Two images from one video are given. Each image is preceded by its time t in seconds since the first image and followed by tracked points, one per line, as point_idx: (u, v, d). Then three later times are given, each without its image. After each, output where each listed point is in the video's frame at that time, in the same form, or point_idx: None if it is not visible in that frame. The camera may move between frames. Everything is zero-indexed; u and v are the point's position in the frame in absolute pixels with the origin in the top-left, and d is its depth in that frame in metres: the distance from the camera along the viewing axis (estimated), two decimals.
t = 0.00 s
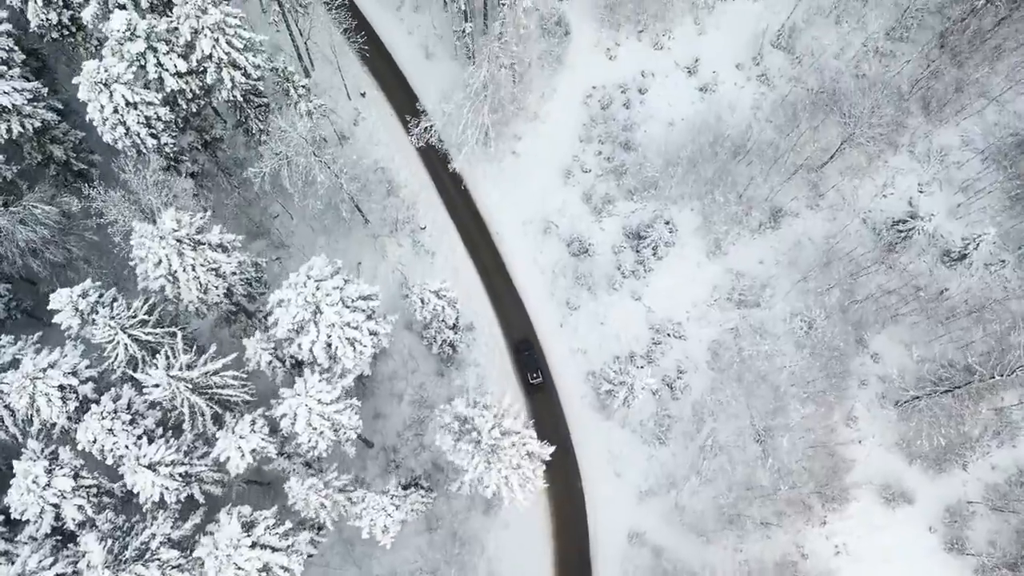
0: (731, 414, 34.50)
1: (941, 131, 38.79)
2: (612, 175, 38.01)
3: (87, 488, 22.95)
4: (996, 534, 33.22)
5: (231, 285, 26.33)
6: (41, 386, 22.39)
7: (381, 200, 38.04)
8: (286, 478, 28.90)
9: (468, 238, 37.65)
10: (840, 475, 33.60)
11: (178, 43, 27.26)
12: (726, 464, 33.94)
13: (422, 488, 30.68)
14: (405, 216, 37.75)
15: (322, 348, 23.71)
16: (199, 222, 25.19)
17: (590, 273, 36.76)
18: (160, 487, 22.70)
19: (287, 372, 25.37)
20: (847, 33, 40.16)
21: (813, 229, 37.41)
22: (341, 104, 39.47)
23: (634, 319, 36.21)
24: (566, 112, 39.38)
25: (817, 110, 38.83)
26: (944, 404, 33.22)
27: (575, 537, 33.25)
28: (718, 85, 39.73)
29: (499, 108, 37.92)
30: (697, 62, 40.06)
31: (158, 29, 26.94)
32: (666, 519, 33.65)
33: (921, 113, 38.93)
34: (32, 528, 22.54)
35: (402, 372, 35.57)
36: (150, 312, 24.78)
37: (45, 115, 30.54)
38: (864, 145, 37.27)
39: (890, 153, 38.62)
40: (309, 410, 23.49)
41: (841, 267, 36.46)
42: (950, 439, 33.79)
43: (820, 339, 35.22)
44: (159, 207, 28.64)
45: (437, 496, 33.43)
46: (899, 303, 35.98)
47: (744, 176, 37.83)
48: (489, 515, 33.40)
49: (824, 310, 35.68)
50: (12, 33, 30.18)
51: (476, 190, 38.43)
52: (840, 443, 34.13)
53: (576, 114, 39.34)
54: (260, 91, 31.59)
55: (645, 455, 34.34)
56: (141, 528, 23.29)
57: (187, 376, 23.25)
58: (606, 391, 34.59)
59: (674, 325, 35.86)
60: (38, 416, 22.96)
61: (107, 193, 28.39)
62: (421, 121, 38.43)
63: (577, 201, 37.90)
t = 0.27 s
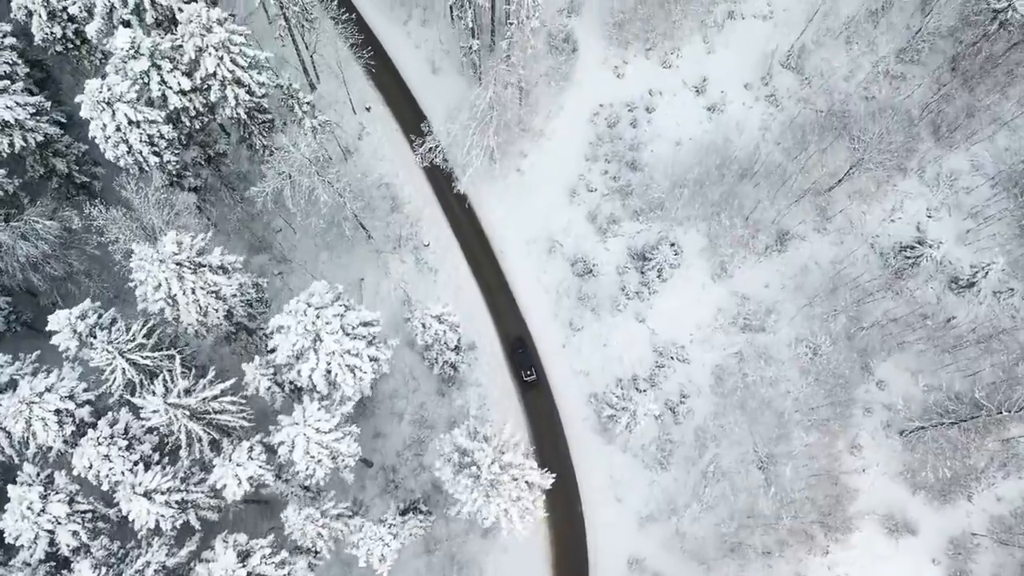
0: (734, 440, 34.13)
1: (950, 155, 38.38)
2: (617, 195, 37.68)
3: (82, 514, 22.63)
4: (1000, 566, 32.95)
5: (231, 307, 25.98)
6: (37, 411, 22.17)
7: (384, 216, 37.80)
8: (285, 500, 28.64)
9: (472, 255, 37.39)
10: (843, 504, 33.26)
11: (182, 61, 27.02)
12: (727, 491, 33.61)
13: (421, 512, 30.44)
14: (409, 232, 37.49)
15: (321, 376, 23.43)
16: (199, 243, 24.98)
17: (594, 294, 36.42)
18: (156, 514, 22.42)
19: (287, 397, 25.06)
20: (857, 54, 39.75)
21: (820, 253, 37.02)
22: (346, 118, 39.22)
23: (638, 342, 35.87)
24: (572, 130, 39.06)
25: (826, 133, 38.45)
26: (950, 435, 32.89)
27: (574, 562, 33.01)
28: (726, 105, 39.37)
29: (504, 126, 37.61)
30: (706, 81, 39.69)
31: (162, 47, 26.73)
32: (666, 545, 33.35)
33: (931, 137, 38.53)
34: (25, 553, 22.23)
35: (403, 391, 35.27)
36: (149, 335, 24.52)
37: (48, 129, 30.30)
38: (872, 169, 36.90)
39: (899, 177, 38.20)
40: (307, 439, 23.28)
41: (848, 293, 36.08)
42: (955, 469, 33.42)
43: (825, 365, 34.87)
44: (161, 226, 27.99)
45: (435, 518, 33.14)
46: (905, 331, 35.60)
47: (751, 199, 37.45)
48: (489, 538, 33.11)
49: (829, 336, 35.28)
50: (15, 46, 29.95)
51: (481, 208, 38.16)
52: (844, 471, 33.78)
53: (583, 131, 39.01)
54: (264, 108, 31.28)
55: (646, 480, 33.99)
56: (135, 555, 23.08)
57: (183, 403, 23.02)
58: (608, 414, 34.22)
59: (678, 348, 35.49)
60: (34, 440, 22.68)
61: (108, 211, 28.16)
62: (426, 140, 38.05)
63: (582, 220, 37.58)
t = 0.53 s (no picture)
0: (736, 467, 33.76)
1: (961, 181, 37.96)
2: (623, 215, 37.36)
3: (76, 540, 22.36)
4: None
5: (231, 329, 25.70)
6: (33, 436, 22.10)
7: (388, 232, 37.56)
8: (282, 523, 28.35)
9: (475, 272, 37.12)
10: (845, 534, 32.90)
11: (186, 79, 26.85)
12: (729, 518, 33.24)
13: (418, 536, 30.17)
14: (412, 249, 37.23)
15: (319, 404, 23.18)
16: (200, 265, 25.10)
17: (597, 315, 36.09)
18: (151, 542, 22.09)
19: (285, 423, 24.75)
20: (868, 77, 39.36)
21: (827, 278, 36.61)
22: (351, 132, 38.98)
23: (641, 365, 35.52)
24: (579, 148, 38.75)
25: (835, 156, 38.06)
26: (955, 467, 32.48)
27: None
28: (735, 125, 39.01)
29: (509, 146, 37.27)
30: (714, 101, 39.32)
31: (166, 65, 26.56)
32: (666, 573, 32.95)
33: (941, 161, 38.13)
34: None
35: (403, 410, 34.97)
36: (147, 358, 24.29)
37: (51, 142, 30.10)
38: (881, 194, 36.50)
39: (909, 202, 37.69)
40: (304, 468, 23.07)
41: (854, 319, 35.67)
42: (960, 502, 33.00)
43: (829, 393, 34.49)
44: (161, 249, 27.54)
45: (433, 541, 32.83)
46: (911, 359, 35.18)
47: (758, 222, 37.11)
48: (487, 562, 32.77)
49: (835, 363, 34.90)
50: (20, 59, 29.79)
51: (485, 225, 37.86)
52: (847, 500, 33.38)
53: (590, 150, 38.69)
54: (269, 124, 31.05)
55: (647, 506, 33.62)
56: None
57: (181, 429, 22.81)
58: (609, 438, 33.85)
59: (681, 372, 35.13)
60: (29, 465, 22.47)
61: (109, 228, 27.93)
62: (430, 160, 37.47)
63: (587, 240, 37.25)
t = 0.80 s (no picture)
0: (737, 494, 33.44)
1: (970, 207, 37.53)
2: (628, 236, 37.03)
3: (70, 566, 22.11)
4: None
5: (230, 351, 25.47)
6: (26, 461, 21.73)
7: (391, 248, 37.27)
8: (279, 546, 28.05)
9: (477, 291, 36.82)
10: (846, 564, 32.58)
11: (189, 97, 26.65)
12: (729, 546, 32.92)
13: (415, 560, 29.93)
14: (415, 265, 36.96)
15: (317, 432, 22.92)
16: (200, 287, 24.86)
17: (600, 337, 35.75)
18: (144, 570, 21.82)
19: (282, 449, 24.47)
20: (879, 100, 39.00)
21: (833, 303, 36.24)
22: (355, 146, 38.73)
23: (643, 389, 35.18)
24: (585, 167, 38.44)
25: (843, 180, 37.66)
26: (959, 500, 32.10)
27: None
28: (742, 147, 38.66)
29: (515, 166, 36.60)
30: (723, 121, 38.97)
31: (169, 83, 26.42)
32: None
33: (950, 187, 37.71)
34: None
35: (402, 429, 34.71)
36: (145, 382, 24.08)
37: (54, 156, 29.91)
38: (889, 220, 36.08)
39: (917, 228, 37.27)
40: (300, 498, 22.79)
41: (860, 347, 35.23)
42: (964, 535, 32.62)
43: (833, 421, 34.11)
44: (162, 267, 26.59)
45: (430, 563, 32.55)
46: (917, 388, 34.73)
47: (765, 245, 36.71)
48: None
49: (839, 390, 34.51)
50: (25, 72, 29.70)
51: (488, 243, 37.57)
52: (849, 530, 33.05)
53: (596, 169, 38.36)
54: (273, 141, 30.80)
55: (646, 533, 33.29)
56: None
57: (177, 456, 22.68)
58: (610, 463, 33.51)
59: (684, 397, 34.76)
60: (24, 489, 22.26)
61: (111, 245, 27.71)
62: (434, 182, 37.28)
63: (592, 260, 36.93)
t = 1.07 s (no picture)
0: (738, 522, 33.10)
1: (979, 235, 37.06)
2: (633, 257, 36.69)
3: None
4: None
5: (229, 374, 25.24)
6: (20, 485, 21.53)
7: (394, 264, 37.00)
8: (275, 569, 27.74)
9: (480, 309, 36.54)
10: None
11: (193, 115, 26.47)
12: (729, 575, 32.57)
13: None
14: (417, 282, 36.71)
15: (314, 461, 22.66)
16: (200, 310, 24.61)
17: (603, 360, 35.42)
18: None
19: (279, 475, 24.20)
20: (888, 124, 38.72)
21: (839, 329, 35.85)
22: (360, 160, 38.50)
23: (645, 413, 34.84)
24: (590, 186, 38.13)
25: (851, 204, 37.25)
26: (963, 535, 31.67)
27: None
28: (750, 168, 38.31)
29: (521, 185, 36.28)
30: (730, 142, 38.64)
31: (172, 101, 26.27)
32: None
33: (959, 213, 37.26)
34: None
35: (402, 448, 34.44)
36: (142, 405, 23.89)
37: (55, 169, 29.70)
38: (897, 246, 35.65)
39: (925, 254, 36.81)
40: (295, 528, 22.54)
41: (865, 374, 34.80)
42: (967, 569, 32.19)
43: (837, 450, 33.72)
44: (162, 293, 26.69)
45: None
46: (922, 418, 34.27)
47: (771, 269, 36.29)
48: None
49: (843, 419, 34.08)
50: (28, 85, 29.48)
51: (491, 261, 37.29)
52: (851, 562, 32.65)
53: (601, 188, 38.06)
54: (277, 158, 30.56)
55: (646, 559, 32.97)
56: None
57: (172, 482, 22.43)
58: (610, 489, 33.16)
59: (686, 423, 34.41)
60: (17, 513, 22.01)
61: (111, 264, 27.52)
62: (438, 203, 37.01)
63: (595, 281, 36.63)
